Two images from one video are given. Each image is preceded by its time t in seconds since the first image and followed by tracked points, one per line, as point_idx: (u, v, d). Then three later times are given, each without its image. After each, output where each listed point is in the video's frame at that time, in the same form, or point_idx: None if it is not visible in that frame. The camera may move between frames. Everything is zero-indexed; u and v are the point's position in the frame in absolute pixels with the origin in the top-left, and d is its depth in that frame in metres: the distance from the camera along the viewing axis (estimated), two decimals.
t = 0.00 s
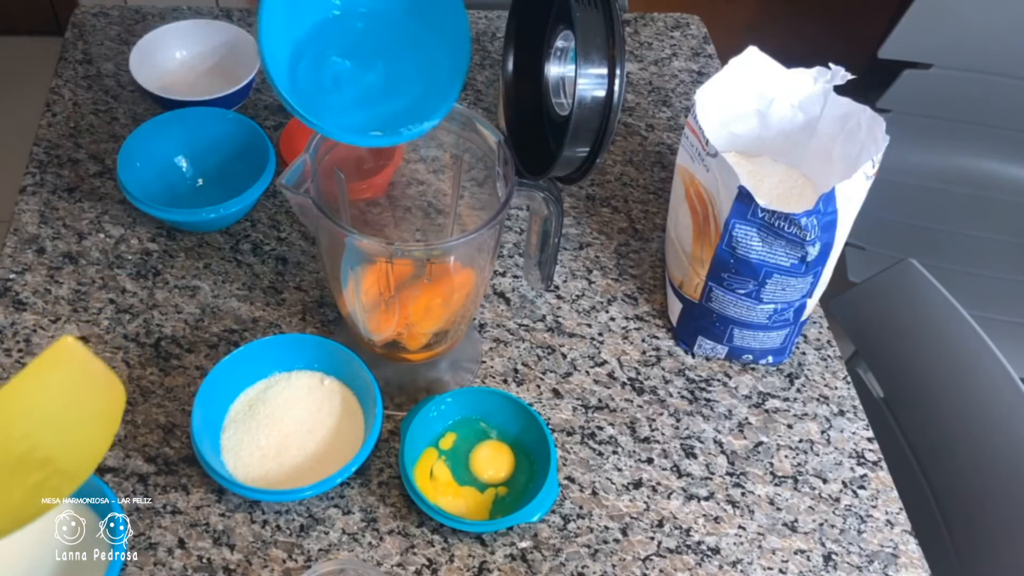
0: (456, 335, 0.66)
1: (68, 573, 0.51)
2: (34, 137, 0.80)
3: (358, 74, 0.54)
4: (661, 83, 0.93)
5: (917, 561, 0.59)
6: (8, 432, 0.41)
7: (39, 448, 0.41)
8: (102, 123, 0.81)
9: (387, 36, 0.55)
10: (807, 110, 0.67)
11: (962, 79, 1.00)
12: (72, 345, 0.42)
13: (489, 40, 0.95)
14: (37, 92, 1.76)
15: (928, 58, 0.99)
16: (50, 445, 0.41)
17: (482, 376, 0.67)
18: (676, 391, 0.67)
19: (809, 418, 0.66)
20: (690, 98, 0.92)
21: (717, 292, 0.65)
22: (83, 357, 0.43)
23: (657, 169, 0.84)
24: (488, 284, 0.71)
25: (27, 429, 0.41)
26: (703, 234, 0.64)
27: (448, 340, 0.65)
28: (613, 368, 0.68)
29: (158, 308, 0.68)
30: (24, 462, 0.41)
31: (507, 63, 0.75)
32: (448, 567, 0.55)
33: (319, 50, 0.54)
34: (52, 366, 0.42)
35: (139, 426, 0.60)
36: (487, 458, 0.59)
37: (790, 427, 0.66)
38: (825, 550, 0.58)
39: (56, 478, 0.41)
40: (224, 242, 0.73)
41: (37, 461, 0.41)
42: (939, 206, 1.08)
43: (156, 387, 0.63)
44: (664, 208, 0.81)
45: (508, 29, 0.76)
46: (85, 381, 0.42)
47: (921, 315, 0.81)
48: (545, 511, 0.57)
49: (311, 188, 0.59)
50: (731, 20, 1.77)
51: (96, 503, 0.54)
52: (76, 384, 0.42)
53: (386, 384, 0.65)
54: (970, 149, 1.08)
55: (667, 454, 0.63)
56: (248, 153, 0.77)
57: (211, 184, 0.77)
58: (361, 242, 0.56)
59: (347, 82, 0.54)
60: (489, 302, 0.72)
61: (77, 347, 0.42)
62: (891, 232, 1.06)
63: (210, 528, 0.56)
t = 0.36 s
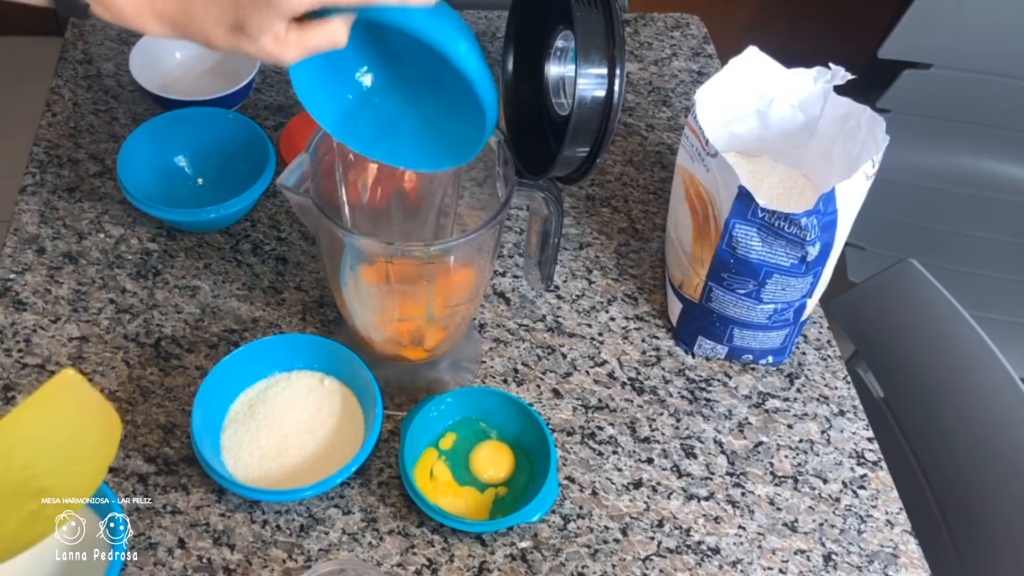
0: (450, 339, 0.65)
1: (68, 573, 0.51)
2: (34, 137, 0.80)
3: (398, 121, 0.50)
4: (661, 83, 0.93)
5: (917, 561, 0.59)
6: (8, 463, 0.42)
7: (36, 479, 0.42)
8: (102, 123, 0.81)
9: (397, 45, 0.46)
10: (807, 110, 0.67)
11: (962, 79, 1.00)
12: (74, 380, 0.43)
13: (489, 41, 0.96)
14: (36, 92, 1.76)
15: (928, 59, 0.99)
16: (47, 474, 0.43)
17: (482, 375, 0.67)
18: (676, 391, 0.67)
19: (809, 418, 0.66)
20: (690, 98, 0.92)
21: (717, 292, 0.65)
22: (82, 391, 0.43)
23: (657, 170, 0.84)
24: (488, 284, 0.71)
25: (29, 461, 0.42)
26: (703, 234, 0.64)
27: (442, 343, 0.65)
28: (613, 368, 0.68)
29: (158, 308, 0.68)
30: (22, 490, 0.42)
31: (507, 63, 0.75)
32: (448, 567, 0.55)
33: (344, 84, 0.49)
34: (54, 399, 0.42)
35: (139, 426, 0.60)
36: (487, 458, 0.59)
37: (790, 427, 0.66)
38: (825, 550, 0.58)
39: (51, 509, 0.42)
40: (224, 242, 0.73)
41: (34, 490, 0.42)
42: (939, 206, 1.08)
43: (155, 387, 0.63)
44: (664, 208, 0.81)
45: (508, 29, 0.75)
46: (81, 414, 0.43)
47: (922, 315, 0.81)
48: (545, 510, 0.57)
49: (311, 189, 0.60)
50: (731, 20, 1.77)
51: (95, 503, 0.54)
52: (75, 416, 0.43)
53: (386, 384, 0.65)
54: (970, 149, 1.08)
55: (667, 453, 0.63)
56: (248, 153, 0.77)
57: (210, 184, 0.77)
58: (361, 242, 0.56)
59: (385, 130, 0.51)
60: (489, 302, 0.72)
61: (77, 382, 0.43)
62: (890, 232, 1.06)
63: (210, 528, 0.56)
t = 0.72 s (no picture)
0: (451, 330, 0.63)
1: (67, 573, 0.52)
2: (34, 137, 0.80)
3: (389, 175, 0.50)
4: (661, 83, 0.93)
5: (917, 561, 0.59)
6: None
7: (19, 449, 0.43)
8: (102, 123, 0.81)
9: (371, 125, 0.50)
10: (807, 110, 0.67)
11: (962, 79, 1.00)
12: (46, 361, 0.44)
13: (489, 40, 0.95)
14: (37, 92, 1.76)
15: (928, 58, 0.99)
16: (30, 444, 0.43)
17: (482, 375, 0.67)
18: (676, 391, 0.67)
19: (809, 418, 0.66)
20: (690, 98, 0.92)
21: (717, 292, 0.65)
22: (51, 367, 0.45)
23: (657, 169, 0.84)
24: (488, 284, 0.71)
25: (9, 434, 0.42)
26: (703, 234, 0.64)
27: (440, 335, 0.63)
28: (613, 368, 0.68)
29: (158, 308, 0.68)
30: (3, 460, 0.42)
31: (507, 63, 0.75)
32: (448, 568, 0.55)
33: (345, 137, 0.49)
34: (31, 372, 0.44)
35: (139, 426, 0.60)
36: (487, 458, 0.59)
37: (790, 427, 0.66)
38: (825, 550, 0.58)
39: (36, 479, 0.43)
40: (224, 242, 0.73)
41: (15, 461, 0.43)
42: (939, 205, 1.08)
43: (155, 387, 0.63)
44: (664, 208, 0.81)
45: (508, 29, 0.76)
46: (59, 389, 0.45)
47: (922, 315, 0.81)
48: (545, 511, 0.57)
49: (312, 189, 0.61)
50: (731, 19, 1.77)
51: (95, 503, 0.54)
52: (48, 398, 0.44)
53: (386, 384, 0.65)
54: (970, 149, 1.08)
55: (667, 453, 0.63)
56: (248, 153, 0.77)
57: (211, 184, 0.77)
58: (361, 242, 0.56)
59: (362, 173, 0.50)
60: (489, 302, 0.72)
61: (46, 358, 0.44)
62: (890, 232, 1.06)
63: (210, 528, 0.56)
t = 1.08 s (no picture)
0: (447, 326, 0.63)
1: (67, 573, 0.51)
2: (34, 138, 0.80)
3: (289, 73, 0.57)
4: (661, 83, 0.93)
5: (917, 561, 0.59)
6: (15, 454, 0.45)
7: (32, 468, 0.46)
8: (102, 123, 0.81)
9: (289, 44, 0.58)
10: (807, 110, 0.67)
11: (961, 79, 1.00)
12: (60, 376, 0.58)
13: (489, 40, 0.95)
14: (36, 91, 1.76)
15: (927, 59, 0.99)
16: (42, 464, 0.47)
17: (482, 376, 0.67)
18: (676, 391, 0.67)
19: (809, 418, 0.66)
20: (690, 98, 0.92)
21: (717, 292, 0.65)
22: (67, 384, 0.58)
23: (657, 170, 0.84)
24: (488, 284, 0.71)
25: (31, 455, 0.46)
26: (703, 234, 0.64)
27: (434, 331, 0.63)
28: (613, 368, 0.68)
29: (158, 308, 0.68)
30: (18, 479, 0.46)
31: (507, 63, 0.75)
32: (448, 568, 0.55)
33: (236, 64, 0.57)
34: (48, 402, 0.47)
35: (139, 426, 0.60)
36: (487, 458, 0.59)
37: (790, 427, 0.66)
38: (825, 550, 0.58)
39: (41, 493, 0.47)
40: (224, 242, 0.73)
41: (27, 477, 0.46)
42: (939, 205, 1.08)
43: (155, 387, 0.63)
44: (664, 208, 0.81)
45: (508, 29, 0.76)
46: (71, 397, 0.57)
47: (923, 314, 0.81)
48: (545, 511, 0.57)
49: (311, 188, 0.59)
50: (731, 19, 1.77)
51: (95, 503, 0.54)
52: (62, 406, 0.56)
53: (387, 384, 0.65)
54: (970, 149, 1.08)
55: (667, 453, 0.63)
56: (248, 153, 0.77)
57: (211, 184, 0.77)
58: (361, 242, 0.56)
59: (286, 85, 0.55)
60: (489, 302, 0.72)
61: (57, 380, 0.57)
62: (891, 233, 1.06)
63: (210, 528, 0.56)
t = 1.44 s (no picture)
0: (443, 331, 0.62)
1: (68, 573, 0.51)
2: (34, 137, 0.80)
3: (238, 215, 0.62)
4: (661, 83, 0.93)
5: (917, 561, 0.59)
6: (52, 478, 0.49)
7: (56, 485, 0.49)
8: (103, 123, 0.81)
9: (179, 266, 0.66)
10: (807, 110, 0.67)
11: (960, 79, 1.00)
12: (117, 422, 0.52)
13: (489, 40, 0.96)
14: (37, 91, 1.76)
15: (927, 59, 0.99)
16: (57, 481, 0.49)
17: (482, 375, 0.67)
18: (676, 391, 0.67)
19: (809, 418, 0.66)
20: (690, 98, 0.92)
21: (717, 292, 0.65)
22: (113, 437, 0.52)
23: (657, 169, 0.84)
24: (488, 284, 0.71)
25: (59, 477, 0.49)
26: (703, 234, 0.64)
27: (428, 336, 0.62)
28: (613, 368, 0.68)
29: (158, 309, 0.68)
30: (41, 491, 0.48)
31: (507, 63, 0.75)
32: (448, 568, 0.55)
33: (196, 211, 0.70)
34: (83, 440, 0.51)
35: (139, 426, 0.60)
36: (487, 458, 0.59)
37: (790, 427, 0.66)
38: (825, 550, 0.58)
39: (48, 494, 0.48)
40: (224, 242, 0.73)
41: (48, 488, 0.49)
42: (939, 205, 1.08)
43: (155, 387, 0.63)
44: (664, 207, 0.81)
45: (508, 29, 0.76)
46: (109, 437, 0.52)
47: (923, 315, 0.81)
48: (545, 511, 0.57)
49: (311, 188, 0.59)
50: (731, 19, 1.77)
51: (95, 503, 0.54)
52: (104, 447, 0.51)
53: (387, 384, 0.65)
54: (970, 149, 1.08)
55: (667, 454, 0.63)
56: (248, 153, 0.77)
57: (211, 184, 0.77)
58: (361, 242, 0.56)
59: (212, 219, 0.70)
60: (489, 302, 0.72)
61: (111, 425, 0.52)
62: (891, 233, 1.06)
63: (210, 528, 0.56)
